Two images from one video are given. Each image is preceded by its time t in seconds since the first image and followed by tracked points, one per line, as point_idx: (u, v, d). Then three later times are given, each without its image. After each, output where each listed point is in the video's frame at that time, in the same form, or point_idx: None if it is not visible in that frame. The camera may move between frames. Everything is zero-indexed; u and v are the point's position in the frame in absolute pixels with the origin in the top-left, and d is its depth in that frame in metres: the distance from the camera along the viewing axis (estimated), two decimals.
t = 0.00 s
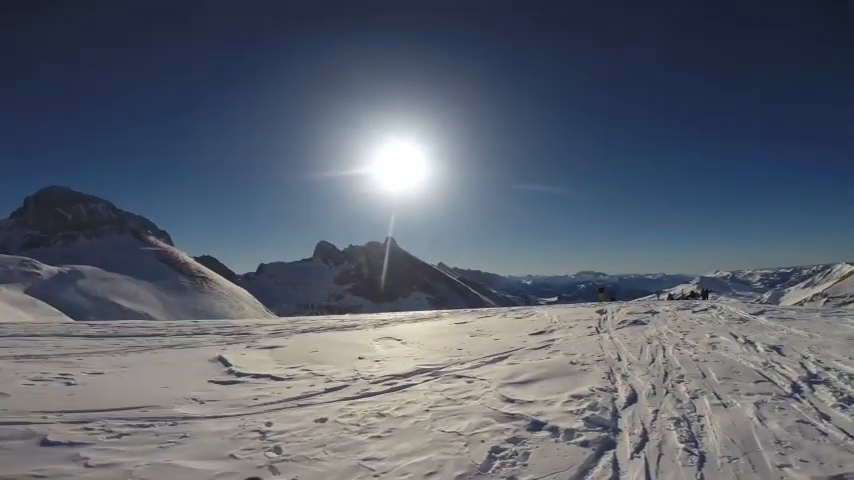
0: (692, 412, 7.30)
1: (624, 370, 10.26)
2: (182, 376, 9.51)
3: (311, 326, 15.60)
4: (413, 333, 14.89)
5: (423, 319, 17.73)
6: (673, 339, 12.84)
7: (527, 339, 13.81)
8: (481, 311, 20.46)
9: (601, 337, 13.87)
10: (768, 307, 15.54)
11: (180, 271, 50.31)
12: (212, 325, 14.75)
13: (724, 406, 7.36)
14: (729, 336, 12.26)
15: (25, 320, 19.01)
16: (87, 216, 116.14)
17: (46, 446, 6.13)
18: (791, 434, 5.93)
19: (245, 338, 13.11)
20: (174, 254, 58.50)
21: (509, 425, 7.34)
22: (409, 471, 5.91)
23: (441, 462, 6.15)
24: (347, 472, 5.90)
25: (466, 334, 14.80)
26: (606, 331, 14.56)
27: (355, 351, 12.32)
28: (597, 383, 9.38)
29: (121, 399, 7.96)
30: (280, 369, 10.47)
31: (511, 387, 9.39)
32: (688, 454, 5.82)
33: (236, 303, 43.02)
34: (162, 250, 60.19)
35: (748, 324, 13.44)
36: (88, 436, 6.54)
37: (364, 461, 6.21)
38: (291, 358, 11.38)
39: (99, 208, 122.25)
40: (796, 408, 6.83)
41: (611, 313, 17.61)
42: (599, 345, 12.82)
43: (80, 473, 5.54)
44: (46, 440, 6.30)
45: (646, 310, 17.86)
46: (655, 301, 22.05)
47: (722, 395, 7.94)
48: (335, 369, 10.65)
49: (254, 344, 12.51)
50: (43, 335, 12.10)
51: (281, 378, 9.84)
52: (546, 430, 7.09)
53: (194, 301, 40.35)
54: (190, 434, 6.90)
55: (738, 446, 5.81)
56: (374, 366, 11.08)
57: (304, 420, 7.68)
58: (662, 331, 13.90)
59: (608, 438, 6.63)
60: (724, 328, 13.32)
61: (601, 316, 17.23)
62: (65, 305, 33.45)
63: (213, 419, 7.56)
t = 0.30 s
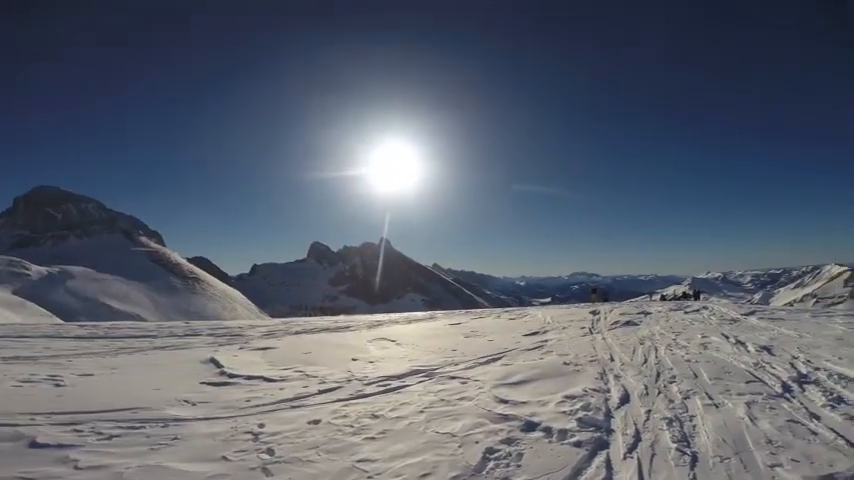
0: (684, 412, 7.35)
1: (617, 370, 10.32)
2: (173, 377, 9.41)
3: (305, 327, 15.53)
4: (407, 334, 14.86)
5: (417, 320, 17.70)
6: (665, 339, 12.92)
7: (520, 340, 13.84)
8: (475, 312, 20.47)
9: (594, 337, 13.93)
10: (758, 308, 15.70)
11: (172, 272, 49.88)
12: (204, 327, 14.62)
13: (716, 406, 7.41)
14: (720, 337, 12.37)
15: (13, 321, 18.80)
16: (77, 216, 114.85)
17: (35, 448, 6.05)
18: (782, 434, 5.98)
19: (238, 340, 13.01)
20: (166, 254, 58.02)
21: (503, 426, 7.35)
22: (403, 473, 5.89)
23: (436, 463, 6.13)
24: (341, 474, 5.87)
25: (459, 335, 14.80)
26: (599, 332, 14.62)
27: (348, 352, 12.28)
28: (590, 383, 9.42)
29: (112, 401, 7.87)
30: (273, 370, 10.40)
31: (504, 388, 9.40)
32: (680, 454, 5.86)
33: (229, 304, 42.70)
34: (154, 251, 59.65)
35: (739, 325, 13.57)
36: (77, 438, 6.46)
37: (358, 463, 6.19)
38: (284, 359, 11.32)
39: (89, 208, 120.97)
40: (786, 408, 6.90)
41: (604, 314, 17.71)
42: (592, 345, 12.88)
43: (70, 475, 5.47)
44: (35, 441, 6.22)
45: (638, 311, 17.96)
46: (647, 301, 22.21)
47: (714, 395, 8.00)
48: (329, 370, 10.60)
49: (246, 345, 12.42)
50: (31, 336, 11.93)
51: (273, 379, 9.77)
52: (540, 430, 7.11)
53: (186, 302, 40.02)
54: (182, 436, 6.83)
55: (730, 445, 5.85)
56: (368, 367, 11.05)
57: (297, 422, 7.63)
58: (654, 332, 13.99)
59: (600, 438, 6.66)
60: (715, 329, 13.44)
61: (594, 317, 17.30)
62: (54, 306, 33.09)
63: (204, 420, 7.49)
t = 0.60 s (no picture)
0: (660, 409, 7.53)
1: (596, 367, 10.50)
2: (149, 374, 9.18)
3: (286, 323, 15.35)
4: (389, 330, 14.84)
5: (400, 316, 17.68)
6: (643, 337, 13.21)
7: (502, 337, 13.96)
8: (457, 309, 20.54)
9: (573, 334, 14.15)
10: (732, 306, 16.17)
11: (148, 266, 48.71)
12: (181, 323, 14.31)
13: (691, 403, 7.61)
14: (695, 335, 12.70)
15: None
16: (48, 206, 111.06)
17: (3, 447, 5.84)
18: (753, 430, 6.17)
19: (216, 336, 12.77)
20: (142, 248, 56.64)
21: (485, 422, 7.40)
22: (386, 470, 5.88)
23: (418, 460, 6.13)
24: (322, 471, 5.83)
25: (442, 331, 14.84)
26: (579, 329, 14.86)
27: (330, 348, 12.18)
28: (570, 380, 9.57)
29: (85, 399, 7.65)
30: (252, 367, 10.25)
31: (486, 384, 9.47)
32: (657, 451, 5.99)
33: (207, 299, 41.96)
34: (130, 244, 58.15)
35: (713, 323, 13.96)
36: (48, 437, 6.26)
37: (339, 460, 6.15)
38: (264, 356, 11.16)
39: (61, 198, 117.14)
40: (758, 405, 7.12)
41: (584, 311, 18.01)
42: (572, 342, 13.07)
43: (41, 475, 5.30)
44: (3, 441, 6.00)
45: (617, 309, 18.32)
46: (626, 299, 22.64)
47: (689, 392, 8.21)
48: (310, 367, 10.50)
49: (225, 342, 12.20)
50: None
51: (253, 376, 9.64)
52: (521, 427, 7.18)
53: (163, 297, 39.15)
54: (158, 434, 6.68)
55: (704, 442, 6.01)
56: (350, 363, 10.99)
57: (277, 419, 7.54)
58: (632, 329, 14.28)
59: (580, 434, 6.77)
60: (691, 327, 13.79)
61: (574, 314, 17.57)
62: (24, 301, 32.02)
63: (181, 418, 7.33)
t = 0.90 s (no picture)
0: (640, 406, 7.68)
1: (578, 365, 10.65)
2: (126, 372, 8.97)
3: (268, 321, 15.17)
4: (374, 328, 14.78)
5: (384, 314, 17.63)
6: (624, 334, 13.46)
7: (486, 335, 14.05)
8: (442, 306, 20.57)
9: (556, 332, 14.32)
10: (710, 305, 16.57)
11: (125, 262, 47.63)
12: (160, 320, 14.00)
13: (670, 400, 7.78)
14: (674, 333, 12.99)
15: None
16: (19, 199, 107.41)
17: None
18: (729, 428, 6.34)
19: (196, 334, 12.54)
20: (120, 243, 55.23)
21: (470, 420, 7.43)
22: (371, 468, 5.86)
23: (403, 458, 6.13)
24: (306, 470, 5.79)
25: (427, 329, 14.85)
26: (561, 326, 15.05)
27: (313, 346, 12.08)
28: (553, 377, 9.69)
29: (59, 398, 7.43)
30: (233, 365, 10.10)
31: (471, 382, 9.51)
32: (637, 447, 6.11)
33: (188, 295, 41.19)
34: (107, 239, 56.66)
35: (691, 321, 14.29)
36: (21, 437, 6.06)
37: (323, 458, 6.11)
38: (246, 354, 11.01)
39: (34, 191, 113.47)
40: (734, 402, 7.32)
41: (567, 309, 18.27)
42: (555, 340, 13.23)
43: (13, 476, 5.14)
44: None
45: (599, 307, 18.61)
46: (607, 297, 23.04)
47: (667, 389, 8.39)
48: (293, 365, 10.40)
49: (205, 340, 11.98)
50: None
51: (234, 375, 9.50)
52: (505, 424, 7.24)
53: (141, 293, 38.27)
54: (136, 433, 6.53)
55: (683, 439, 6.15)
56: (334, 361, 10.92)
57: (259, 418, 7.45)
58: (613, 327, 14.53)
59: (562, 431, 6.86)
60: (670, 325, 14.10)
61: (557, 312, 17.79)
62: None
63: (160, 417, 7.19)
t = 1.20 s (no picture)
0: (613, 399, 7.89)
1: (554, 358, 10.86)
2: (94, 369, 8.69)
3: (244, 315, 14.91)
4: (352, 322, 14.72)
5: (363, 308, 17.57)
6: (598, 329, 13.78)
7: (465, 329, 14.16)
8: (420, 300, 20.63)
9: (533, 326, 14.55)
10: (680, 300, 17.11)
11: (94, 255, 46.05)
12: (130, 315, 13.60)
13: (641, 393, 8.02)
14: (646, 327, 13.38)
15: None
16: None
17: None
18: (697, 421, 6.58)
19: (169, 329, 12.23)
20: (87, 236, 53.29)
21: (448, 414, 7.50)
22: (349, 463, 5.86)
23: (382, 452, 6.14)
24: (283, 466, 5.74)
25: (406, 323, 14.87)
26: (538, 321, 15.30)
27: (290, 341, 11.95)
28: (529, 371, 9.85)
29: (22, 396, 7.14)
30: (207, 361, 9.90)
31: (449, 376, 9.59)
32: (610, 440, 6.29)
33: (160, 289, 40.14)
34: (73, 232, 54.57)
35: (662, 316, 14.74)
36: None
37: (300, 454, 6.07)
38: (220, 349, 10.80)
39: None
40: (702, 396, 7.59)
41: (544, 304, 18.57)
42: (531, 334, 13.44)
43: None
44: None
45: (574, 301, 19.00)
46: (583, 292, 23.50)
47: (639, 382, 8.65)
48: (269, 360, 10.26)
49: (178, 335, 11.71)
50: None
51: (208, 371, 9.31)
52: (483, 418, 7.34)
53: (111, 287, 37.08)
54: (106, 430, 6.35)
55: (653, 432, 6.36)
56: (312, 356, 10.83)
57: (234, 414, 7.33)
58: (588, 321, 14.86)
59: (538, 425, 7.00)
60: (642, 320, 14.51)
61: (534, 306, 18.08)
62: None
63: (131, 414, 7.00)
